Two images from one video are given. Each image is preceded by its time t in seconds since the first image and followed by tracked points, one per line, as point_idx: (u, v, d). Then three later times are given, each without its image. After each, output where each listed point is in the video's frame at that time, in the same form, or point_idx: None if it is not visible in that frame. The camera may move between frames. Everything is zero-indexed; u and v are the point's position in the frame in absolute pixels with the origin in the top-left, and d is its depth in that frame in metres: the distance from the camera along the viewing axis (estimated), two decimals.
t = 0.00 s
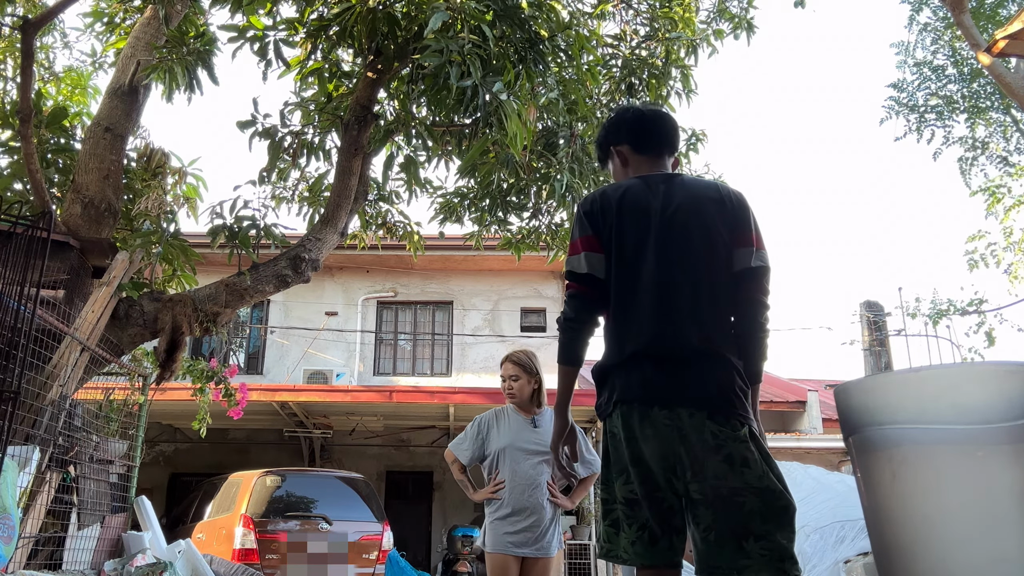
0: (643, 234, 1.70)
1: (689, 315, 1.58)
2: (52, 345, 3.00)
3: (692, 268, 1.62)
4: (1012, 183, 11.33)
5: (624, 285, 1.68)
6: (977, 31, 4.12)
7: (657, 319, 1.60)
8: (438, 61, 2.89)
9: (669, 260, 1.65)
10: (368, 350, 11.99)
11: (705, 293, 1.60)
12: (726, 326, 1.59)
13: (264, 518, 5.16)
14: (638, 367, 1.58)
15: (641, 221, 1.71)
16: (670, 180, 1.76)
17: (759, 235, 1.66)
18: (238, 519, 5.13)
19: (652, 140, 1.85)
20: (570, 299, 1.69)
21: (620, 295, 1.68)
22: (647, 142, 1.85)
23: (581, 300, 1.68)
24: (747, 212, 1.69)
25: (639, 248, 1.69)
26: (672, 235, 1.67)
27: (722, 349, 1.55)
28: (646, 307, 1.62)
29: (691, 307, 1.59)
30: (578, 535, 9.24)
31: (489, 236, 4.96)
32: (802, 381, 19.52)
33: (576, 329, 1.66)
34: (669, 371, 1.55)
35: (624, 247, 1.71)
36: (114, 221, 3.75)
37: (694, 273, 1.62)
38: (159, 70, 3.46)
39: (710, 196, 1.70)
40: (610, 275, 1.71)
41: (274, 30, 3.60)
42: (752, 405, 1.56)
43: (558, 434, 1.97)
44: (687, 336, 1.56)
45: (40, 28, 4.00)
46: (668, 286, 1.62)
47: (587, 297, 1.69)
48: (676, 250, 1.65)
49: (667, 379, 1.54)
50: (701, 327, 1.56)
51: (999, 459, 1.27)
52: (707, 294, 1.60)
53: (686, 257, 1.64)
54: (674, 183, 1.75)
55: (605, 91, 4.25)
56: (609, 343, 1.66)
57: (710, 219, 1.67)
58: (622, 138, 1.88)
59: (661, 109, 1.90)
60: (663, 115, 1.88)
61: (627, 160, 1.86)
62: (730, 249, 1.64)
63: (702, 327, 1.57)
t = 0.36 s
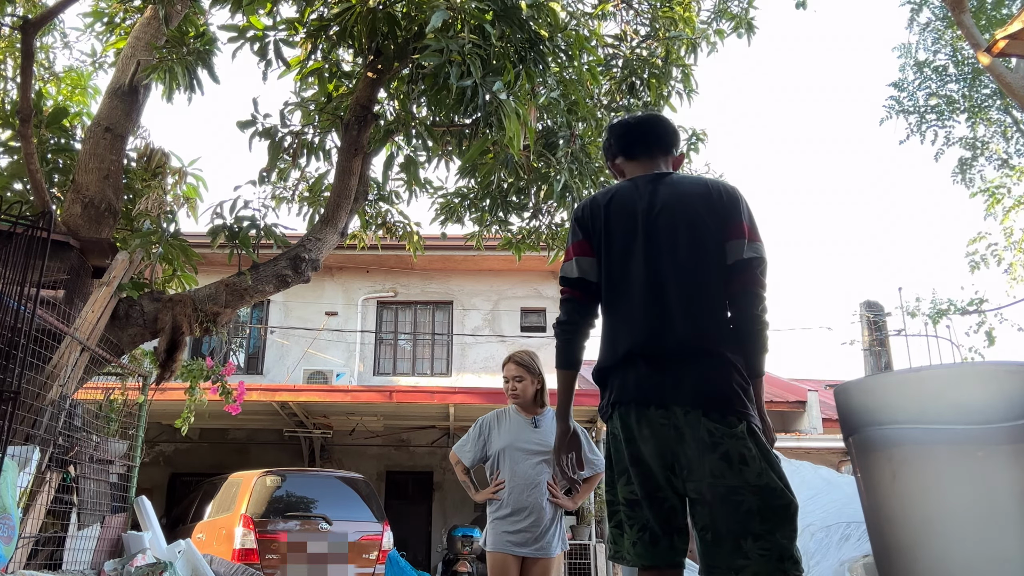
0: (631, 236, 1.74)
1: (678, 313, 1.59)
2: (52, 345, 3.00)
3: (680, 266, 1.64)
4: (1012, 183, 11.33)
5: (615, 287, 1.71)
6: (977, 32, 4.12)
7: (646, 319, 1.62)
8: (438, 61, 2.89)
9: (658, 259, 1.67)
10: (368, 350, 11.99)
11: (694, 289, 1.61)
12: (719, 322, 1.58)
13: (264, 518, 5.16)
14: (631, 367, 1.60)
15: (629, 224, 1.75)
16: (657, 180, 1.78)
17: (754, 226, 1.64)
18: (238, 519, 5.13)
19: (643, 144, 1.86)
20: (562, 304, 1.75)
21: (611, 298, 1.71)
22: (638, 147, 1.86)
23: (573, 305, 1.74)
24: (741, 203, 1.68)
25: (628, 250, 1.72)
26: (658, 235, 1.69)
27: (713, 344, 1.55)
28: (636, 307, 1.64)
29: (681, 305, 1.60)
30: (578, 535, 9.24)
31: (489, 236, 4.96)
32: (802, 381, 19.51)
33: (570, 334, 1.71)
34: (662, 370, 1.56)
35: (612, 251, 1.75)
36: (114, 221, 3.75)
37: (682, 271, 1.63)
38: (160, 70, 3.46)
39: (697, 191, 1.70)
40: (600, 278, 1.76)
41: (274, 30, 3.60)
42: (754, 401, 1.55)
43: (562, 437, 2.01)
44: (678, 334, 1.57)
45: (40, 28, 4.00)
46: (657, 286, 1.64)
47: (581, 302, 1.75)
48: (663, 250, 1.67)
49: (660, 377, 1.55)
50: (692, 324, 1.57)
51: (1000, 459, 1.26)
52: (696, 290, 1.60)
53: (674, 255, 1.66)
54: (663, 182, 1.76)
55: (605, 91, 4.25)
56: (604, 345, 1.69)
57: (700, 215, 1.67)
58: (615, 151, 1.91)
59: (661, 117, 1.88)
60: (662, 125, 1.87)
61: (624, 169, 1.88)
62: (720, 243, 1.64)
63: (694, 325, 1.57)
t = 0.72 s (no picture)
0: (626, 237, 1.78)
1: (674, 307, 1.61)
2: (52, 345, 3.00)
3: (673, 260, 1.66)
4: (1012, 183, 11.33)
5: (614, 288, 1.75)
6: (977, 32, 4.13)
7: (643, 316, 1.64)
8: (437, 60, 2.89)
9: (653, 256, 1.70)
10: (368, 350, 11.99)
11: (688, 283, 1.62)
12: (715, 312, 1.58)
13: (264, 518, 5.16)
14: (633, 365, 1.63)
15: (624, 225, 1.79)
16: (648, 180, 1.82)
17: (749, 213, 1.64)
18: (238, 519, 5.13)
19: (642, 150, 1.89)
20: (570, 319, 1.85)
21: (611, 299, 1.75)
22: (638, 153, 1.89)
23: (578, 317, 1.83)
24: (735, 191, 1.68)
25: (625, 251, 1.76)
26: (651, 232, 1.72)
27: (711, 334, 1.56)
28: (632, 306, 1.67)
29: (676, 300, 1.61)
30: (578, 535, 9.24)
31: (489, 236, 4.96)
32: (802, 382, 19.50)
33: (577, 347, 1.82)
34: (662, 365, 1.58)
35: (609, 254, 1.80)
36: (114, 221, 3.75)
37: (675, 265, 1.66)
38: (160, 70, 3.46)
39: (686, 184, 1.72)
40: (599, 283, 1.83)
41: (274, 30, 3.61)
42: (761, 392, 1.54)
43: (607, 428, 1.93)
44: (675, 327, 1.59)
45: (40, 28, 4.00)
46: (652, 282, 1.67)
47: (585, 313, 1.83)
48: (656, 246, 1.70)
49: (660, 372, 1.58)
50: (688, 317, 1.58)
51: (1000, 459, 1.26)
52: (690, 283, 1.62)
53: (669, 250, 1.67)
54: (656, 180, 1.80)
55: (605, 91, 4.25)
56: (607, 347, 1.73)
57: (693, 207, 1.68)
58: (617, 160, 1.94)
59: (655, 121, 1.91)
60: (657, 129, 1.90)
61: (624, 174, 1.91)
62: (712, 233, 1.64)
63: (691, 317, 1.58)
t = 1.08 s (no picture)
0: (641, 233, 1.81)
1: (685, 299, 1.64)
2: (52, 345, 3.00)
3: (682, 253, 1.68)
4: (1012, 182, 11.33)
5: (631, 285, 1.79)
6: (977, 31, 4.12)
7: (655, 311, 1.68)
8: (437, 61, 2.89)
9: (666, 251, 1.72)
10: (368, 350, 11.99)
11: (700, 275, 1.64)
12: (727, 300, 1.60)
13: (264, 518, 5.16)
14: (650, 359, 1.66)
15: (639, 223, 1.82)
16: (660, 180, 1.86)
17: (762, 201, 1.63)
18: (238, 519, 5.13)
19: (666, 149, 1.93)
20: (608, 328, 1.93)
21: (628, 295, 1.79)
22: (662, 152, 1.94)
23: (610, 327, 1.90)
24: (747, 181, 1.67)
25: (640, 248, 1.80)
26: (661, 228, 1.75)
27: (724, 323, 1.56)
28: (645, 301, 1.72)
29: (687, 292, 1.64)
30: (579, 535, 9.25)
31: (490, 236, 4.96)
32: (802, 382, 19.51)
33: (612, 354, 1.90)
34: (675, 356, 1.61)
35: (627, 254, 1.84)
36: (114, 220, 3.74)
37: (689, 257, 1.67)
38: (159, 70, 3.46)
39: (694, 178, 1.74)
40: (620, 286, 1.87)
41: (274, 30, 3.61)
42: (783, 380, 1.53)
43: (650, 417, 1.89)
44: (689, 319, 1.61)
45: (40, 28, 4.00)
46: (665, 277, 1.70)
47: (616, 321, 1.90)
48: (666, 242, 1.73)
49: (676, 364, 1.60)
50: (699, 307, 1.61)
51: (1000, 459, 1.26)
52: (702, 274, 1.64)
53: (681, 243, 1.69)
54: (669, 177, 1.82)
55: (606, 91, 4.26)
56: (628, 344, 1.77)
57: (703, 199, 1.68)
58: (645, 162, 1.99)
59: (680, 122, 1.95)
60: (682, 130, 1.93)
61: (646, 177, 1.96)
62: (721, 222, 1.65)
63: (705, 308, 1.60)
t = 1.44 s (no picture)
0: (718, 219, 1.69)
1: (771, 293, 1.55)
2: (52, 345, 3.00)
3: (774, 246, 1.60)
4: (1013, 183, 11.33)
5: (702, 272, 1.66)
6: (977, 32, 4.12)
7: (743, 301, 1.56)
8: (437, 61, 2.90)
9: (748, 242, 1.63)
10: (368, 350, 11.99)
11: (788, 271, 1.57)
12: (816, 298, 1.54)
13: (264, 518, 5.17)
14: (726, 351, 1.54)
15: (716, 208, 1.70)
16: (744, 169, 1.77)
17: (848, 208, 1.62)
18: (238, 519, 5.13)
19: (751, 142, 1.84)
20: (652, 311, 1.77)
21: (698, 282, 1.65)
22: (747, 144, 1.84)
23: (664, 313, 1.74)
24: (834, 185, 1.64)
25: (717, 234, 1.67)
26: (750, 216, 1.65)
27: (812, 323, 1.51)
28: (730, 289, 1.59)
29: (776, 285, 1.56)
30: (579, 535, 9.25)
31: (489, 236, 4.96)
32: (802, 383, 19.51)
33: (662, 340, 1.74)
34: (761, 350, 1.51)
35: (698, 238, 1.70)
36: (114, 221, 3.74)
37: (774, 252, 1.59)
38: (159, 70, 3.46)
39: (785, 173, 1.68)
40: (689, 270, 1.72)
41: (274, 30, 3.61)
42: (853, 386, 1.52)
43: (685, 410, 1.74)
44: (777, 313, 1.52)
45: (40, 27, 4.00)
46: (748, 268, 1.60)
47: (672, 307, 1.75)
48: (756, 230, 1.63)
49: (761, 359, 1.50)
50: (791, 303, 1.54)
51: (999, 459, 1.24)
52: (789, 270, 1.57)
53: (766, 236, 1.61)
54: (749, 168, 1.74)
55: (606, 91, 4.26)
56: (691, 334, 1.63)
57: (795, 196, 1.62)
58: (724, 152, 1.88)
59: (776, 117, 1.87)
60: (778, 127, 1.86)
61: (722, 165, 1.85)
62: (813, 221, 1.60)
63: (793, 305, 1.53)
